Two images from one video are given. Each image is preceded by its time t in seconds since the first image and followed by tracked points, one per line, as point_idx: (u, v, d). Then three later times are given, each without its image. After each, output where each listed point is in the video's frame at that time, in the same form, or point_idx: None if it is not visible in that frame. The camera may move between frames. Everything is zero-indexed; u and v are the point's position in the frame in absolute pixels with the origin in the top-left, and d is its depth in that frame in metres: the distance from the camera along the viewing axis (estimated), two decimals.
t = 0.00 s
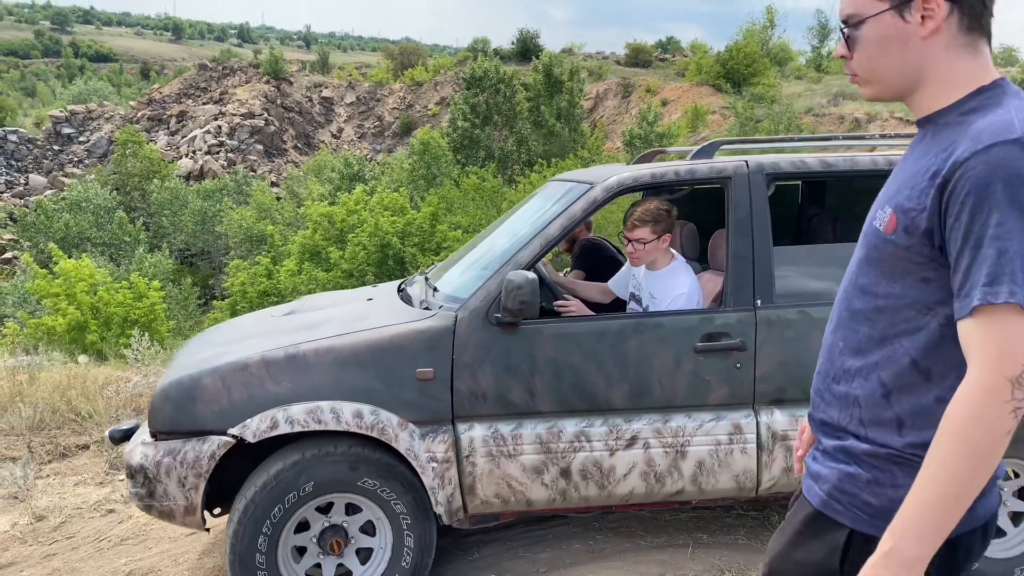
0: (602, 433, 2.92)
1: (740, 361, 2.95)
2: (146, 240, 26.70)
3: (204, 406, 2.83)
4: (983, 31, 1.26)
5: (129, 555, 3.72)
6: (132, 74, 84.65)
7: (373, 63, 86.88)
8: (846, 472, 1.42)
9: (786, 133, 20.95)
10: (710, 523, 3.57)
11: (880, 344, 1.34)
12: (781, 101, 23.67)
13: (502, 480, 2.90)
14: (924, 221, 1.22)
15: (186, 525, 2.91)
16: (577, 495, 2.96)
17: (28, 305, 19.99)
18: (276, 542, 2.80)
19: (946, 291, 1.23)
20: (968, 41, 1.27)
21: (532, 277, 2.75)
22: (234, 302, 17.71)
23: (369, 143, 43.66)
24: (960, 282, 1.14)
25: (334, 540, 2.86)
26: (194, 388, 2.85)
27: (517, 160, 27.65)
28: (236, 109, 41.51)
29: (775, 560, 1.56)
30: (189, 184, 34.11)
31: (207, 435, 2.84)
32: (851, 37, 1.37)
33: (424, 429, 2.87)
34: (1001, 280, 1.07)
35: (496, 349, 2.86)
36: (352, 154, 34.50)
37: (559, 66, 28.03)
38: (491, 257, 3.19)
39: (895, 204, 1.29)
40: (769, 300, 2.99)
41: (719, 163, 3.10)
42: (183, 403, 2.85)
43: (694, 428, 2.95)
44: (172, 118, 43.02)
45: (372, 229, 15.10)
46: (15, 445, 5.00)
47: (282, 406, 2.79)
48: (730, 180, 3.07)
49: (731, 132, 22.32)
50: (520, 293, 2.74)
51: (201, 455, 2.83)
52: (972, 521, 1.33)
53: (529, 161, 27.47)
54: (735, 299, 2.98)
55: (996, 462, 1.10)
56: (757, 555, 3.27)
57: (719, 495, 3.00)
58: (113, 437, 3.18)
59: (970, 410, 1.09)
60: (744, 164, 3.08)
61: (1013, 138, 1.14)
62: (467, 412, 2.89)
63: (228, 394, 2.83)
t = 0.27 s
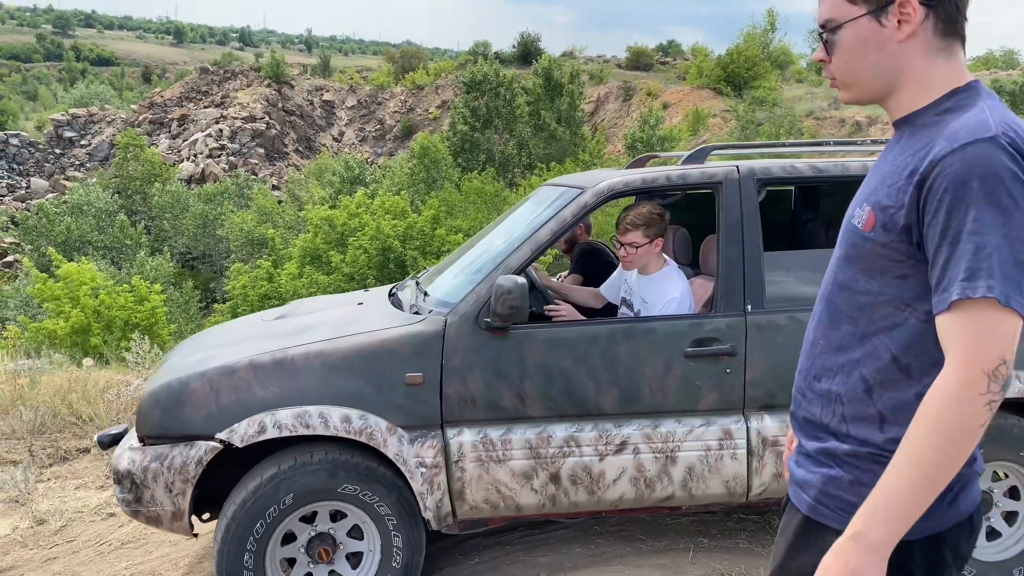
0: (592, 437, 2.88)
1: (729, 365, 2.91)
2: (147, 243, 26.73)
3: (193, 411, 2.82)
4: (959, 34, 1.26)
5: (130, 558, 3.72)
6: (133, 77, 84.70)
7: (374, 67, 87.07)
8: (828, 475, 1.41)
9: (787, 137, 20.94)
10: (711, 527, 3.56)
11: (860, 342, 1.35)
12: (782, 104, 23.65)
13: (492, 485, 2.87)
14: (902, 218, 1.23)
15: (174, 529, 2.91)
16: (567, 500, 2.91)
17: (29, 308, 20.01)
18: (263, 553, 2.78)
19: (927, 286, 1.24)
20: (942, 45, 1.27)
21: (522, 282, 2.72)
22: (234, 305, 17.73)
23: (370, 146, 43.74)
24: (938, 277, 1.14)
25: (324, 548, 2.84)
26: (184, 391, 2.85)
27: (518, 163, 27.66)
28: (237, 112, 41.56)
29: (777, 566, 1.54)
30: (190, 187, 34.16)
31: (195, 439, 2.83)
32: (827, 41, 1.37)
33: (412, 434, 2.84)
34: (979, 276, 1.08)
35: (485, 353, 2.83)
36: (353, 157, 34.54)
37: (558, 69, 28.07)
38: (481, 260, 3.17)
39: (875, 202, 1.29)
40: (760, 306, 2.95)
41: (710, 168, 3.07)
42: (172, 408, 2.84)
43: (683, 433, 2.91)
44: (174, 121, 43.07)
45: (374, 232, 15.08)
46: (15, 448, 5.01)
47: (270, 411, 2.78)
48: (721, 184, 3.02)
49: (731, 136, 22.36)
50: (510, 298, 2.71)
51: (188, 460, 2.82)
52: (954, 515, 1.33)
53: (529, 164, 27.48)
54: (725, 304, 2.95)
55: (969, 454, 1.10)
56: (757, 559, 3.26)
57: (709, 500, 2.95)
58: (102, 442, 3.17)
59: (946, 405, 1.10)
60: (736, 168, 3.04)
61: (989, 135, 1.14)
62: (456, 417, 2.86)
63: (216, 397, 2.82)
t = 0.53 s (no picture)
0: (582, 444, 2.84)
1: (720, 370, 2.88)
2: (148, 246, 26.77)
3: (181, 420, 2.77)
4: (951, 36, 1.26)
5: (131, 562, 3.73)
6: (135, 80, 84.88)
7: (375, 70, 87.18)
8: (809, 485, 1.42)
9: (788, 140, 20.96)
10: (710, 531, 3.56)
11: (838, 350, 1.35)
12: (783, 108, 23.66)
13: (482, 493, 2.83)
14: (884, 224, 1.23)
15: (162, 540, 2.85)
16: (558, 507, 2.87)
17: (31, 312, 20.05)
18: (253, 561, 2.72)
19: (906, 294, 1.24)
20: (934, 47, 1.27)
21: (511, 287, 2.67)
22: (236, 308, 17.73)
23: (371, 150, 43.81)
24: (917, 285, 1.15)
25: (315, 555, 2.79)
26: (172, 401, 2.79)
27: (519, 166, 27.69)
28: (239, 116, 41.66)
29: (779, 571, 1.53)
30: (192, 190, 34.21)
31: (183, 448, 2.77)
32: (820, 42, 1.37)
33: (401, 442, 2.79)
34: (952, 286, 1.09)
35: (474, 360, 2.79)
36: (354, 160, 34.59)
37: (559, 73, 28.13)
38: (472, 266, 3.12)
39: (857, 205, 1.30)
40: (749, 309, 2.92)
41: (700, 171, 3.03)
42: (160, 418, 2.79)
43: (675, 438, 2.87)
44: (175, 125, 43.16)
45: (375, 236, 15.11)
46: (15, 452, 5.01)
47: (259, 420, 2.73)
48: (710, 188, 3.00)
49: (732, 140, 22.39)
50: (500, 304, 2.67)
51: (178, 469, 2.76)
52: (937, 518, 1.33)
53: (530, 168, 27.52)
54: (715, 307, 2.91)
55: (942, 464, 1.11)
56: (755, 563, 3.26)
57: (701, 505, 2.93)
58: (91, 451, 3.13)
59: (917, 418, 1.10)
60: (725, 172, 3.02)
61: (974, 144, 1.14)
62: (446, 425, 2.81)
63: (204, 407, 2.77)
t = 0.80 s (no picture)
0: (576, 448, 2.83)
1: (714, 374, 2.88)
2: (149, 249, 26.78)
3: (173, 425, 2.75)
4: (956, 39, 1.27)
5: (130, 565, 3.71)
6: (137, 84, 85.03)
7: (375, 74, 87.34)
8: (807, 489, 1.42)
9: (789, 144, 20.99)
10: (712, 535, 3.55)
11: (833, 355, 1.35)
12: (784, 111, 23.68)
13: (475, 497, 2.81)
14: (881, 231, 1.23)
15: (154, 545, 2.85)
16: (551, 511, 2.86)
17: (32, 313, 20.04)
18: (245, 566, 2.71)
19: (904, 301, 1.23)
20: (941, 50, 1.28)
21: (503, 290, 2.67)
22: (237, 311, 17.72)
23: (373, 152, 43.88)
24: (913, 293, 1.15)
25: (307, 560, 2.77)
26: (164, 405, 2.78)
27: (520, 169, 27.72)
28: (240, 118, 41.72)
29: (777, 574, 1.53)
30: (193, 193, 34.22)
31: (175, 453, 2.76)
32: (823, 45, 1.37)
33: (394, 446, 2.79)
34: (950, 294, 1.09)
35: (467, 364, 2.78)
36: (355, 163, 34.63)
37: (559, 76, 28.18)
38: (466, 269, 3.10)
39: (856, 209, 1.29)
40: (743, 312, 2.92)
41: (693, 175, 3.03)
42: (152, 423, 2.78)
43: (669, 443, 2.86)
44: (177, 128, 43.23)
45: (376, 238, 15.12)
46: (15, 454, 5.00)
47: (251, 425, 2.72)
48: (704, 192, 3.00)
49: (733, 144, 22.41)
50: (492, 307, 2.66)
51: (169, 475, 2.75)
52: (933, 521, 1.34)
53: (531, 171, 27.55)
54: (709, 310, 2.91)
55: (939, 472, 1.11)
56: (757, 567, 3.25)
57: (696, 509, 2.91)
58: (84, 456, 3.13)
59: (909, 424, 1.11)
60: (718, 176, 3.02)
61: (973, 151, 1.14)
62: (439, 429, 2.80)
63: (197, 411, 2.76)
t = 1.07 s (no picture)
0: (570, 452, 2.83)
1: (708, 378, 2.88)
2: (151, 251, 26.82)
3: (167, 431, 2.78)
4: (959, 46, 1.29)
5: (132, 566, 3.72)
6: (138, 87, 85.17)
7: (377, 77, 87.44)
8: (804, 489, 1.43)
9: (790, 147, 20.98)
10: (714, 538, 3.55)
11: (829, 361, 1.37)
12: (786, 115, 23.68)
13: (470, 502, 2.82)
14: (880, 237, 1.24)
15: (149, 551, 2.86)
16: (546, 516, 2.86)
17: (33, 315, 20.07)
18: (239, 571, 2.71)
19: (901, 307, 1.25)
20: (943, 56, 1.29)
21: (497, 296, 2.69)
22: (238, 313, 17.72)
23: (374, 155, 43.94)
24: (912, 300, 1.16)
25: (301, 565, 2.77)
26: (157, 411, 2.80)
27: (521, 172, 27.75)
28: (242, 121, 41.79)
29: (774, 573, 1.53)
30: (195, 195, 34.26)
31: (169, 459, 2.78)
32: (827, 49, 1.38)
33: (388, 452, 2.80)
34: (949, 304, 1.10)
35: (461, 370, 2.79)
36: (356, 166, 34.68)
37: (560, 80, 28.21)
38: (460, 272, 3.11)
39: (855, 215, 1.30)
40: (738, 316, 2.92)
41: (687, 179, 3.03)
42: (146, 429, 2.80)
43: (662, 447, 2.86)
44: (178, 130, 43.29)
45: (378, 242, 15.15)
46: (16, 456, 5.02)
47: (245, 431, 2.74)
48: (698, 196, 3.00)
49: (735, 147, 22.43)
50: (486, 312, 2.69)
51: (163, 481, 2.77)
52: (929, 521, 1.35)
53: (532, 174, 27.58)
54: (703, 314, 2.92)
55: (936, 480, 1.12)
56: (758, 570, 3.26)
57: (690, 513, 2.91)
58: (79, 462, 3.14)
59: (909, 428, 1.12)
60: (712, 180, 3.02)
61: (973, 161, 1.15)
62: (433, 434, 2.81)
63: (190, 417, 2.78)
